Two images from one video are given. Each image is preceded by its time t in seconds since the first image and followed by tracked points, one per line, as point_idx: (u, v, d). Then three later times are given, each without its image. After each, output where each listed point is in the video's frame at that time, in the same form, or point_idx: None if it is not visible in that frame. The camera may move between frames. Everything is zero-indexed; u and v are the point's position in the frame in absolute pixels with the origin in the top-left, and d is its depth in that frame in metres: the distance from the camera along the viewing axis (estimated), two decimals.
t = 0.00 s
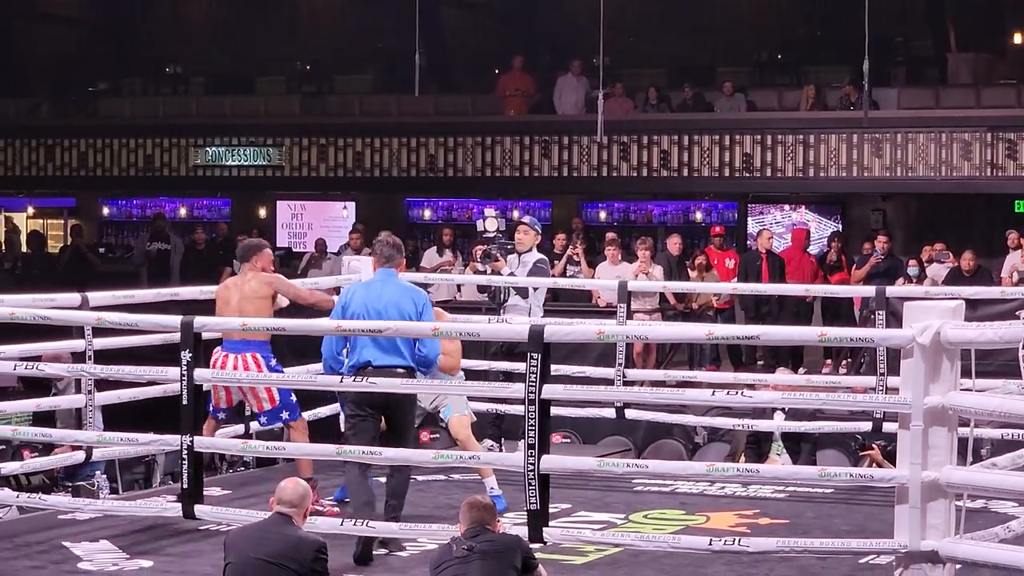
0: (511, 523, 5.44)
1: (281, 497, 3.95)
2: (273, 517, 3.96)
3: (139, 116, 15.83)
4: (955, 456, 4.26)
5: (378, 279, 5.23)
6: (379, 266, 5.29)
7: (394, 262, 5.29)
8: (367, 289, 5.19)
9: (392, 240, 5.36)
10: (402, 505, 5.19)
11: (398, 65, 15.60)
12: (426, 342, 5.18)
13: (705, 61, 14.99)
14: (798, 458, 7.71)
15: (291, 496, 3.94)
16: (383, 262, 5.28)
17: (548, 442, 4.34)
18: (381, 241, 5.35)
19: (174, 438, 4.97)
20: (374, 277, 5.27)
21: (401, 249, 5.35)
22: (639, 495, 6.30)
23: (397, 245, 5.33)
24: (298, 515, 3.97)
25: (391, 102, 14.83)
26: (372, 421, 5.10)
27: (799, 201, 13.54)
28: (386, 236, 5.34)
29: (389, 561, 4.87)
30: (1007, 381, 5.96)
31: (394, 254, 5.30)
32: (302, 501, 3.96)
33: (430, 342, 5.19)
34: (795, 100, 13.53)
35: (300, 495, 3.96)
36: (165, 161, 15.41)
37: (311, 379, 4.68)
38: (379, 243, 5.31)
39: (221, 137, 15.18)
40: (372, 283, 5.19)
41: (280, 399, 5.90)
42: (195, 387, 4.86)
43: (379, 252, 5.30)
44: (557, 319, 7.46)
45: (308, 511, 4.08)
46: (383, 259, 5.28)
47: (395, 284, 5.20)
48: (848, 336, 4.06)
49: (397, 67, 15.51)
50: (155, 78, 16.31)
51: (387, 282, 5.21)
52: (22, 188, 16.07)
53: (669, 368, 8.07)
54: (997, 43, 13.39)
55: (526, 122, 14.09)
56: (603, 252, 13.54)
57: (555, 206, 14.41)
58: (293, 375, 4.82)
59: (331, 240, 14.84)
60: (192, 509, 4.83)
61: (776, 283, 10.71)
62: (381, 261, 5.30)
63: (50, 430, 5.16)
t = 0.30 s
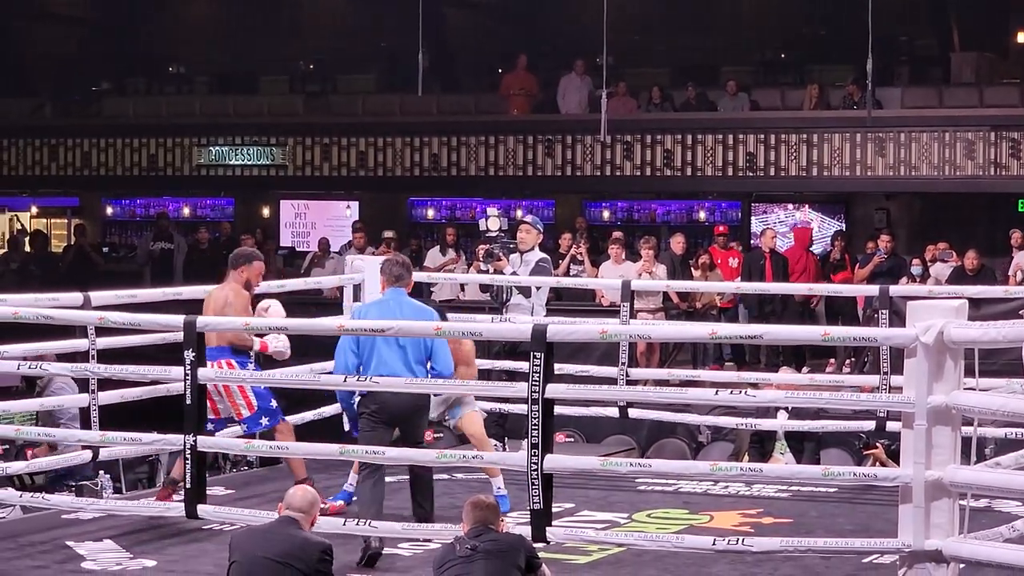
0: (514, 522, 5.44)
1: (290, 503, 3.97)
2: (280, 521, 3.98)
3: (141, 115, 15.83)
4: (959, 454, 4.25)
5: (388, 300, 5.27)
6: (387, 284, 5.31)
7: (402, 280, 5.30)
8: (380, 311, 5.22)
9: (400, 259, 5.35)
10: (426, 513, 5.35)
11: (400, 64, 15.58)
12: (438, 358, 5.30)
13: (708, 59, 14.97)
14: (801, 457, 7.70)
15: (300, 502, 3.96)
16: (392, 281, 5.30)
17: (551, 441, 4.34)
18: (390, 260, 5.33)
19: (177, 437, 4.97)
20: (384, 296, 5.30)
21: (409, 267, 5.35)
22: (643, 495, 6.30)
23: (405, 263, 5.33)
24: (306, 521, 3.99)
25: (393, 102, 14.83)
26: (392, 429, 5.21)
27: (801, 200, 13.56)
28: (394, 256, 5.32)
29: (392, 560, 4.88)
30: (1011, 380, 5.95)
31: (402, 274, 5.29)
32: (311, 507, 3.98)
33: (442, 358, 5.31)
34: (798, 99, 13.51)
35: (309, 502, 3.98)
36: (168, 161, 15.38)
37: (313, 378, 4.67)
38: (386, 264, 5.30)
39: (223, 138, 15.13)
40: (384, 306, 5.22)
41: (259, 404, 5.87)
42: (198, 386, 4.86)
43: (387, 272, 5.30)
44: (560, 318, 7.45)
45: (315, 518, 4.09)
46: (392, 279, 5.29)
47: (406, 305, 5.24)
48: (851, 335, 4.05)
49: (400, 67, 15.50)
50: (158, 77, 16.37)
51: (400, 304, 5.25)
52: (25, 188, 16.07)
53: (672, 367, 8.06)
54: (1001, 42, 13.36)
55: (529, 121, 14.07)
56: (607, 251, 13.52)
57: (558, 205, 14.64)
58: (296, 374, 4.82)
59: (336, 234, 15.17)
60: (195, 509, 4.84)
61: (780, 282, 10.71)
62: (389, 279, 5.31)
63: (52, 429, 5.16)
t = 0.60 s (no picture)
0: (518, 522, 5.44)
1: (296, 504, 3.97)
2: (286, 522, 3.98)
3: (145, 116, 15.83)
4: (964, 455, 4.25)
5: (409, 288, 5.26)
6: (409, 273, 5.33)
7: (423, 269, 5.33)
8: (401, 297, 5.21)
9: (420, 248, 5.40)
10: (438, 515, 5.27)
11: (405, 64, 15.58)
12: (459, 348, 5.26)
13: (711, 59, 14.96)
14: (806, 458, 7.71)
15: (305, 503, 3.96)
16: (412, 270, 5.33)
17: (555, 442, 4.34)
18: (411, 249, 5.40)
19: (182, 437, 4.98)
20: (405, 286, 5.30)
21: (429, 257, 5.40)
22: (648, 495, 6.30)
23: (425, 252, 5.38)
24: (312, 522, 3.98)
25: (398, 102, 14.85)
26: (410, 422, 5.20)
27: (806, 201, 13.54)
28: (414, 245, 5.40)
29: (397, 560, 4.88)
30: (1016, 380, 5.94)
31: (424, 263, 5.33)
32: (317, 508, 3.97)
33: (463, 349, 5.29)
34: (802, 99, 13.52)
35: (314, 503, 3.97)
36: (172, 161, 15.40)
37: (318, 378, 4.67)
38: (406, 253, 5.34)
39: (228, 138, 15.16)
40: (405, 291, 5.22)
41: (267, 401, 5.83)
42: (203, 387, 4.87)
43: (408, 261, 5.34)
44: (565, 318, 7.43)
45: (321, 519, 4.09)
46: (414, 267, 5.32)
47: (426, 292, 5.22)
48: (857, 335, 4.04)
49: (404, 67, 15.51)
50: (162, 78, 16.39)
51: (420, 289, 5.24)
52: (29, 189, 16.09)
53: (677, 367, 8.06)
54: (1006, 42, 13.34)
55: (534, 121, 14.08)
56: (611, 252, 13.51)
57: (562, 205, 14.63)
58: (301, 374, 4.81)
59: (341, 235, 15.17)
60: (200, 509, 4.85)
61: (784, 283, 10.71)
62: (411, 269, 5.34)
63: (57, 429, 5.16)
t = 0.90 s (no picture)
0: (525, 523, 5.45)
1: (302, 505, 3.98)
2: (294, 524, 3.99)
3: (154, 118, 15.92)
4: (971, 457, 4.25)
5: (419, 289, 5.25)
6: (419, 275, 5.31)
7: (434, 271, 5.32)
8: (412, 299, 5.19)
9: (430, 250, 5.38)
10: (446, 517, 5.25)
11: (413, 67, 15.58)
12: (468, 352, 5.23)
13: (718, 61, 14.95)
14: (813, 459, 7.70)
15: (312, 504, 3.96)
16: (423, 272, 5.31)
17: (563, 443, 4.35)
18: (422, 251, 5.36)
19: (190, 439, 4.99)
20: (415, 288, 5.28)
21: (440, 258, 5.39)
22: (655, 496, 6.30)
23: (436, 254, 5.36)
24: (319, 524, 3.99)
25: (405, 104, 14.88)
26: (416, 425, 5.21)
27: (813, 202, 13.54)
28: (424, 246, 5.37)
29: (405, 561, 4.90)
30: None
31: (436, 265, 5.33)
32: (324, 510, 3.98)
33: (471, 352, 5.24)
34: (809, 101, 13.51)
35: (322, 505, 3.98)
36: (180, 162, 15.46)
37: (324, 380, 4.68)
38: (418, 254, 5.33)
39: (235, 140, 15.21)
40: (416, 293, 5.20)
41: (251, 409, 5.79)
42: (210, 388, 4.88)
43: (420, 262, 5.32)
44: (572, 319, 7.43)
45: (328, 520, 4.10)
46: (426, 269, 5.30)
47: (436, 294, 5.22)
48: (864, 336, 4.04)
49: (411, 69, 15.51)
50: (170, 79, 16.45)
51: (431, 292, 5.23)
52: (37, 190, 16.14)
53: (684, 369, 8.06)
54: (1014, 43, 13.31)
55: (541, 123, 14.10)
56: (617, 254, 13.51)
57: (569, 206, 14.64)
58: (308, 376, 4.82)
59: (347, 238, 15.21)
60: (207, 510, 4.86)
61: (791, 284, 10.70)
62: (422, 271, 5.32)
63: (65, 431, 5.18)
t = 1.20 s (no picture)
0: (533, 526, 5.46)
1: (311, 508, 4.00)
2: (302, 526, 4.01)
3: (162, 121, 15.95)
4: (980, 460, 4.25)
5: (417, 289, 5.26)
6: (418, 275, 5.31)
7: (432, 271, 5.33)
8: (410, 298, 5.19)
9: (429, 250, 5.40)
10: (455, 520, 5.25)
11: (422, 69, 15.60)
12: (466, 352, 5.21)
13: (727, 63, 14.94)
14: (822, 462, 7.70)
15: (320, 507, 3.99)
16: (422, 272, 5.33)
17: (571, 446, 4.35)
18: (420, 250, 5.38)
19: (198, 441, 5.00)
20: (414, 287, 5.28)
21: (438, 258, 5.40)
22: (663, 499, 6.30)
23: (435, 254, 5.37)
24: (327, 527, 4.01)
25: (414, 106, 14.90)
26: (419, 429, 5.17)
27: (822, 205, 13.55)
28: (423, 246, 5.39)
29: (413, 564, 4.90)
30: None
31: (435, 266, 5.34)
32: (332, 513, 4.00)
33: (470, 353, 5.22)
34: (818, 103, 13.51)
35: (330, 508, 4.01)
36: (189, 165, 15.52)
37: (332, 382, 4.68)
38: (416, 253, 5.35)
39: (244, 142, 15.25)
40: (415, 293, 5.20)
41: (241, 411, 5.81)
42: (219, 390, 4.88)
43: (417, 261, 5.34)
44: (581, 322, 7.43)
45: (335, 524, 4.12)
46: (424, 269, 5.32)
47: (435, 295, 5.23)
48: (873, 339, 4.04)
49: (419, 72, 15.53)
50: (178, 81, 16.46)
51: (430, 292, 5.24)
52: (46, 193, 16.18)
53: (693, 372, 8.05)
54: None
55: (550, 125, 14.12)
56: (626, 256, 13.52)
57: (578, 209, 14.62)
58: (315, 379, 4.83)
59: (355, 240, 15.29)
60: (216, 512, 4.87)
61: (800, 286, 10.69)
62: (421, 271, 5.33)
63: (73, 433, 5.20)
